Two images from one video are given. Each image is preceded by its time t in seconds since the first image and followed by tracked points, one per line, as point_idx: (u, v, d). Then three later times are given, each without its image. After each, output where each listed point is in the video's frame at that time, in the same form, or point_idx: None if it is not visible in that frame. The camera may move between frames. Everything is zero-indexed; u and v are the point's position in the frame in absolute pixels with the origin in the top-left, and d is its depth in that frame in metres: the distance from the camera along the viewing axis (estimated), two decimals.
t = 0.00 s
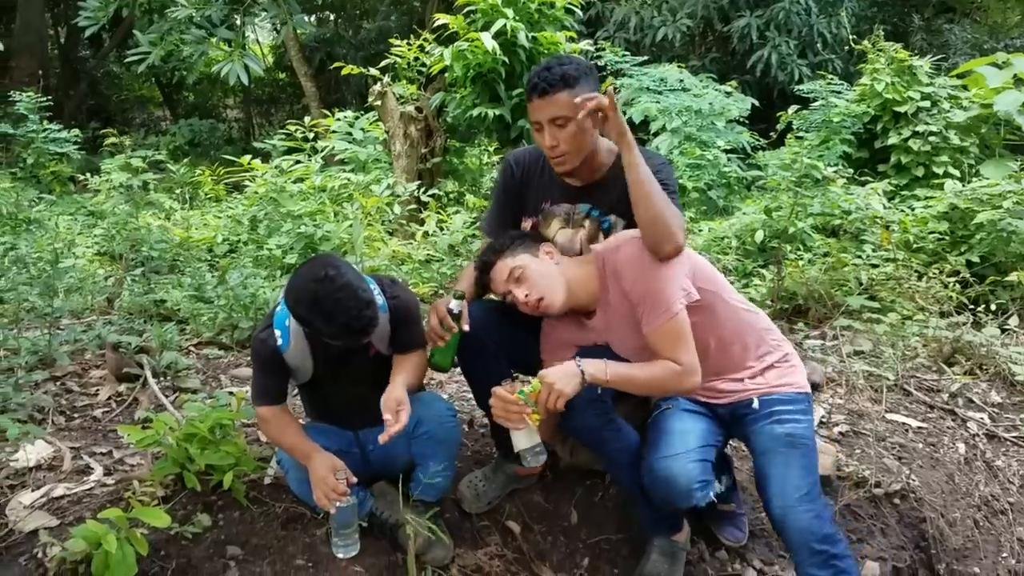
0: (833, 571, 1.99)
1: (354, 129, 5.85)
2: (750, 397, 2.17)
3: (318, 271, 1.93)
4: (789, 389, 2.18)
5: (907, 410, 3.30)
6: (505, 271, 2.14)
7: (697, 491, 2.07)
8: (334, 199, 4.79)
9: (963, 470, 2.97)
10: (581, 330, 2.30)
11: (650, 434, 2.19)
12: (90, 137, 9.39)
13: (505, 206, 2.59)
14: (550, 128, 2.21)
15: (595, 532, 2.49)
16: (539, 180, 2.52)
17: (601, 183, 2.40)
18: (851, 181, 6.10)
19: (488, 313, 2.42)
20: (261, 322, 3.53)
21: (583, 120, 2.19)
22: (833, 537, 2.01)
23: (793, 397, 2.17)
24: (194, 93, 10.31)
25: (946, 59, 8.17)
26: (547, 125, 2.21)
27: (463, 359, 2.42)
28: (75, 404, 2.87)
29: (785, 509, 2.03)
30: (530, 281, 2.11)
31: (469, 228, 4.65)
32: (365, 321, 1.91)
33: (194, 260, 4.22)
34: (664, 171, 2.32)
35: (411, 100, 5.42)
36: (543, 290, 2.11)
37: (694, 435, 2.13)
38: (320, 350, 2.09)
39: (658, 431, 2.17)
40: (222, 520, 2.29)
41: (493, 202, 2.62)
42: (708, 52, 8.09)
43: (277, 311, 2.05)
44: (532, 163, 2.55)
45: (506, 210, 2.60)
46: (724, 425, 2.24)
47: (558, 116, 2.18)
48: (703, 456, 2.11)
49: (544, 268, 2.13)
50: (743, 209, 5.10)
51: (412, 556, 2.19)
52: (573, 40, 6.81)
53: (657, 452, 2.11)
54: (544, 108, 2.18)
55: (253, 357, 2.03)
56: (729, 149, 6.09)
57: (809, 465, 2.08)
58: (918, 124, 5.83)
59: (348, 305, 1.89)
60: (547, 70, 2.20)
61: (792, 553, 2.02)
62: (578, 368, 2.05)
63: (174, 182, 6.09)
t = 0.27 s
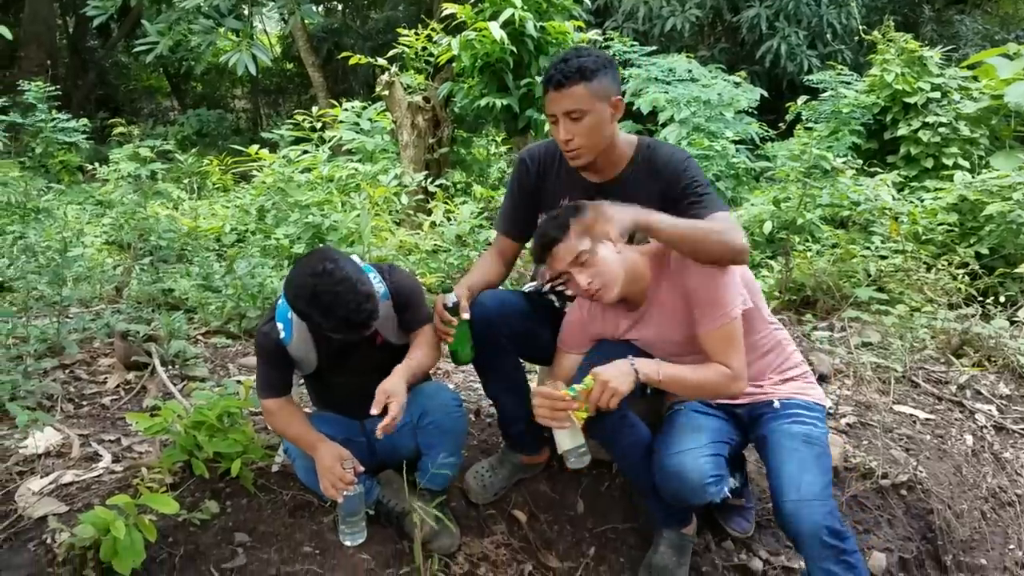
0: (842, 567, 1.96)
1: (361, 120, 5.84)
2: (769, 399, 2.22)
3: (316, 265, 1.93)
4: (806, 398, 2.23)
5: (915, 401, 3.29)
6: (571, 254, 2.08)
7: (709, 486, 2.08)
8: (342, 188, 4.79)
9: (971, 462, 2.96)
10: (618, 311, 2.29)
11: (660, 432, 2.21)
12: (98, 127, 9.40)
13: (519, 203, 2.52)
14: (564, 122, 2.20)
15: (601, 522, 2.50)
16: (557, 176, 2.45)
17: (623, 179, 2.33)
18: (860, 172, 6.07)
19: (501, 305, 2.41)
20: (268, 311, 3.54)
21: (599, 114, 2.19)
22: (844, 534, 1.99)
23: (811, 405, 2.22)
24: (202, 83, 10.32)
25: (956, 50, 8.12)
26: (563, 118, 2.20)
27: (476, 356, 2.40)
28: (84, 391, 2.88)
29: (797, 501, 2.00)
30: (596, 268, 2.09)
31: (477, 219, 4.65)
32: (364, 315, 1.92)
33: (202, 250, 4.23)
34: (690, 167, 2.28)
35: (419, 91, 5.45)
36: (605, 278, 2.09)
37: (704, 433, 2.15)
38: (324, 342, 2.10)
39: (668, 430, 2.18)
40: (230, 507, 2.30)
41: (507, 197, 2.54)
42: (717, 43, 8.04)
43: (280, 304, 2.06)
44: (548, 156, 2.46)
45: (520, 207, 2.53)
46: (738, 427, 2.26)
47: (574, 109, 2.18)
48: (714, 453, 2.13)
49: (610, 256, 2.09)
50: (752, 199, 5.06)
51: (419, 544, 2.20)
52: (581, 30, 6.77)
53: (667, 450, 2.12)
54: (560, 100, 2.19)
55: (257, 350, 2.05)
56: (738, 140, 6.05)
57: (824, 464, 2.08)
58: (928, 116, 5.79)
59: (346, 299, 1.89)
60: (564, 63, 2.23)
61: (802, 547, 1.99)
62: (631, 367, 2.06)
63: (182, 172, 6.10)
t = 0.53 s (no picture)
0: (845, 556, 1.96)
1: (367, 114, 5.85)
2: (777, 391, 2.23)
3: (307, 264, 1.94)
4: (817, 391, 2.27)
5: (918, 397, 3.29)
6: (624, 252, 2.05)
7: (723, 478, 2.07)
8: (347, 183, 4.81)
9: (973, 458, 2.97)
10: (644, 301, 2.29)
11: (669, 426, 2.21)
12: (104, 121, 9.43)
13: (528, 202, 2.49)
14: (573, 120, 2.21)
15: (604, 516, 2.51)
16: (565, 174, 2.43)
17: (634, 177, 2.33)
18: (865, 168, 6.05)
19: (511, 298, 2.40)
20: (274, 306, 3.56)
21: (608, 114, 2.20)
22: (848, 524, 1.99)
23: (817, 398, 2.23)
24: (208, 78, 10.35)
25: (963, 46, 8.10)
26: (573, 115, 2.21)
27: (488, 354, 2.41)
28: (91, 384, 2.90)
29: (802, 490, 2.00)
30: (646, 267, 2.07)
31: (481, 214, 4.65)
32: (356, 310, 1.92)
33: (208, 244, 4.25)
34: (704, 165, 2.29)
35: (424, 84, 5.51)
36: (650, 275, 2.09)
37: (713, 424, 2.14)
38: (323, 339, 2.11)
39: (677, 422, 2.18)
40: (236, 500, 2.31)
41: (514, 197, 2.50)
42: (723, 37, 8.01)
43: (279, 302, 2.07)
44: (556, 154, 2.43)
45: (528, 206, 2.49)
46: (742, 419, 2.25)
47: (584, 108, 2.18)
48: (726, 444, 2.12)
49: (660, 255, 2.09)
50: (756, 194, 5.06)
51: (423, 537, 2.22)
52: (586, 24, 6.76)
53: (680, 442, 2.12)
54: (570, 98, 2.20)
55: (256, 348, 2.06)
56: (744, 135, 6.04)
57: (827, 456, 2.08)
58: (934, 111, 5.77)
59: (337, 297, 1.89)
60: (576, 60, 2.22)
61: (806, 536, 1.98)
62: (671, 363, 2.11)
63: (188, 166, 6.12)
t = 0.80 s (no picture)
0: (855, 542, 1.96)
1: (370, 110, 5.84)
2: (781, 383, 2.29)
3: (304, 261, 1.93)
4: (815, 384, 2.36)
5: (921, 393, 3.29)
6: (680, 251, 2.07)
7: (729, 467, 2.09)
8: (351, 178, 4.82)
9: (976, 454, 2.97)
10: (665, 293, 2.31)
11: (674, 418, 2.22)
12: (108, 116, 9.42)
13: (531, 197, 2.48)
14: (580, 114, 2.21)
15: (607, 511, 2.52)
16: (569, 168, 2.42)
17: (639, 172, 2.33)
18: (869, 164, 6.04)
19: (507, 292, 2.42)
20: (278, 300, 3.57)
21: (617, 110, 2.19)
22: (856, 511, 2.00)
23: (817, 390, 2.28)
24: (211, 72, 10.35)
25: (968, 42, 8.08)
26: (581, 109, 2.21)
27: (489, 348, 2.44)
28: (95, 379, 2.91)
29: (809, 477, 2.01)
30: (688, 265, 2.12)
31: (485, 209, 4.65)
32: (356, 306, 1.91)
33: (212, 239, 4.26)
34: (712, 159, 2.29)
35: (428, 80, 5.39)
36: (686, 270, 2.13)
37: (718, 415, 2.16)
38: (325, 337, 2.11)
39: (682, 413, 2.19)
40: (240, 494, 2.32)
41: (518, 191, 2.50)
42: (727, 33, 7.98)
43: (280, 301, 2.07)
44: (561, 150, 2.43)
45: (532, 202, 2.49)
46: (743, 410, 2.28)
47: (595, 104, 2.18)
48: (732, 434, 2.13)
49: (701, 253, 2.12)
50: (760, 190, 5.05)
51: (426, 532, 2.22)
52: (590, 19, 6.74)
53: (688, 431, 2.13)
54: (578, 92, 2.19)
55: (258, 347, 2.06)
56: (748, 131, 6.02)
57: (832, 444, 2.10)
58: (938, 107, 5.75)
59: (336, 294, 1.89)
60: (586, 54, 2.21)
61: (816, 523, 1.98)
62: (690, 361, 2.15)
63: (191, 161, 6.13)
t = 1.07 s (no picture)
0: (874, 537, 1.97)
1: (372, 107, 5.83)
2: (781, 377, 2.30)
3: (307, 253, 1.94)
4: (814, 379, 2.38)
5: (923, 392, 3.28)
6: (699, 241, 2.09)
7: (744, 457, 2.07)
8: (353, 176, 4.83)
9: (979, 453, 2.96)
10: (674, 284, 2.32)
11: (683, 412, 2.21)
12: (110, 113, 9.42)
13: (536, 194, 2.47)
14: (585, 112, 2.20)
15: (608, 510, 2.52)
16: (575, 164, 2.43)
17: (645, 166, 2.35)
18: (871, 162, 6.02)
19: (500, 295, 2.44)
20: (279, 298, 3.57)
21: (621, 107, 2.19)
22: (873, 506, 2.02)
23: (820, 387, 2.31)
24: (212, 70, 10.35)
25: (971, 39, 8.07)
26: (585, 108, 2.20)
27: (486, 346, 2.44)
28: (97, 376, 2.91)
29: (832, 470, 2.02)
30: (705, 254, 2.14)
31: (487, 207, 4.65)
32: (363, 293, 1.93)
33: (214, 237, 4.26)
34: (716, 152, 2.31)
35: (430, 77, 5.51)
36: (703, 259, 2.15)
37: (729, 407, 2.15)
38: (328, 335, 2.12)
39: (692, 406, 2.18)
40: (242, 492, 2.32)
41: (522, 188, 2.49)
42: (730, 30, 7.97)
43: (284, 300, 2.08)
44: (567, 148, 2.43)
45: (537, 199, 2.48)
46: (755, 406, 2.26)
47: (600, 101, 2.17)
48: (744, 425, 2.12)
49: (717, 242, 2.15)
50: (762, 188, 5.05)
51: (428, 530, 2.22)
52: (592, 17, 6.73)
53: (700, 421, 2.12)
54: (582, 91, 2.19)
55: (262, 346, 2.07)
56: (750, 129, 6.02)
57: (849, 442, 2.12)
58: (941, 105, 5.75)
59: (342, 280, 1.90)
60: (590, 52, 2.20)
61: (837, 514, 1.99)
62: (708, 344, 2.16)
63: (193, 158, 6.13)
